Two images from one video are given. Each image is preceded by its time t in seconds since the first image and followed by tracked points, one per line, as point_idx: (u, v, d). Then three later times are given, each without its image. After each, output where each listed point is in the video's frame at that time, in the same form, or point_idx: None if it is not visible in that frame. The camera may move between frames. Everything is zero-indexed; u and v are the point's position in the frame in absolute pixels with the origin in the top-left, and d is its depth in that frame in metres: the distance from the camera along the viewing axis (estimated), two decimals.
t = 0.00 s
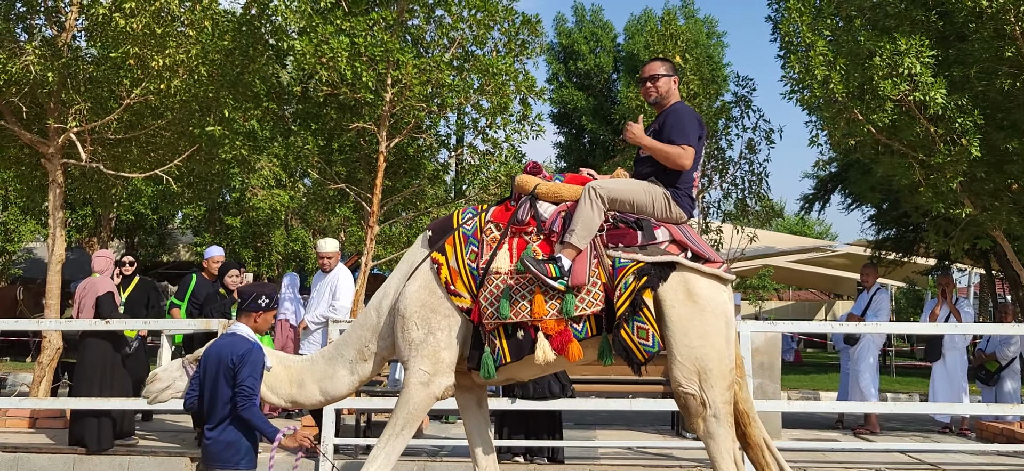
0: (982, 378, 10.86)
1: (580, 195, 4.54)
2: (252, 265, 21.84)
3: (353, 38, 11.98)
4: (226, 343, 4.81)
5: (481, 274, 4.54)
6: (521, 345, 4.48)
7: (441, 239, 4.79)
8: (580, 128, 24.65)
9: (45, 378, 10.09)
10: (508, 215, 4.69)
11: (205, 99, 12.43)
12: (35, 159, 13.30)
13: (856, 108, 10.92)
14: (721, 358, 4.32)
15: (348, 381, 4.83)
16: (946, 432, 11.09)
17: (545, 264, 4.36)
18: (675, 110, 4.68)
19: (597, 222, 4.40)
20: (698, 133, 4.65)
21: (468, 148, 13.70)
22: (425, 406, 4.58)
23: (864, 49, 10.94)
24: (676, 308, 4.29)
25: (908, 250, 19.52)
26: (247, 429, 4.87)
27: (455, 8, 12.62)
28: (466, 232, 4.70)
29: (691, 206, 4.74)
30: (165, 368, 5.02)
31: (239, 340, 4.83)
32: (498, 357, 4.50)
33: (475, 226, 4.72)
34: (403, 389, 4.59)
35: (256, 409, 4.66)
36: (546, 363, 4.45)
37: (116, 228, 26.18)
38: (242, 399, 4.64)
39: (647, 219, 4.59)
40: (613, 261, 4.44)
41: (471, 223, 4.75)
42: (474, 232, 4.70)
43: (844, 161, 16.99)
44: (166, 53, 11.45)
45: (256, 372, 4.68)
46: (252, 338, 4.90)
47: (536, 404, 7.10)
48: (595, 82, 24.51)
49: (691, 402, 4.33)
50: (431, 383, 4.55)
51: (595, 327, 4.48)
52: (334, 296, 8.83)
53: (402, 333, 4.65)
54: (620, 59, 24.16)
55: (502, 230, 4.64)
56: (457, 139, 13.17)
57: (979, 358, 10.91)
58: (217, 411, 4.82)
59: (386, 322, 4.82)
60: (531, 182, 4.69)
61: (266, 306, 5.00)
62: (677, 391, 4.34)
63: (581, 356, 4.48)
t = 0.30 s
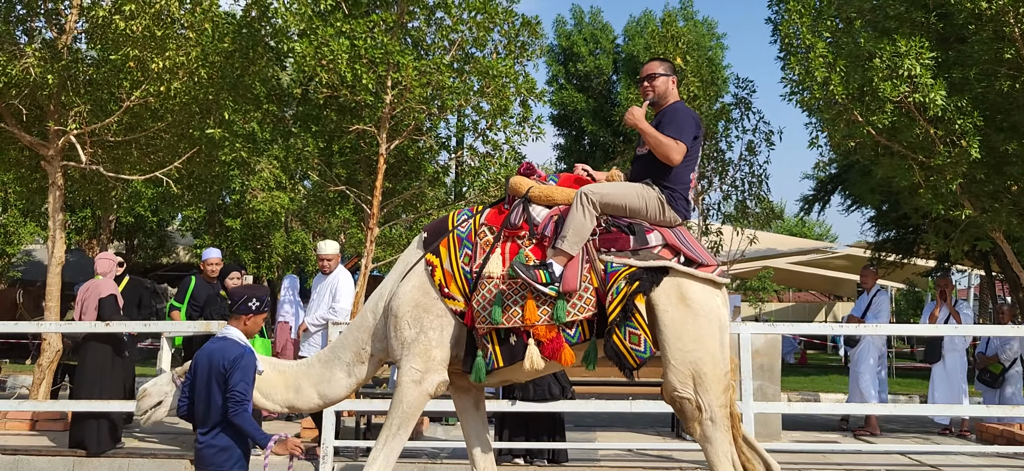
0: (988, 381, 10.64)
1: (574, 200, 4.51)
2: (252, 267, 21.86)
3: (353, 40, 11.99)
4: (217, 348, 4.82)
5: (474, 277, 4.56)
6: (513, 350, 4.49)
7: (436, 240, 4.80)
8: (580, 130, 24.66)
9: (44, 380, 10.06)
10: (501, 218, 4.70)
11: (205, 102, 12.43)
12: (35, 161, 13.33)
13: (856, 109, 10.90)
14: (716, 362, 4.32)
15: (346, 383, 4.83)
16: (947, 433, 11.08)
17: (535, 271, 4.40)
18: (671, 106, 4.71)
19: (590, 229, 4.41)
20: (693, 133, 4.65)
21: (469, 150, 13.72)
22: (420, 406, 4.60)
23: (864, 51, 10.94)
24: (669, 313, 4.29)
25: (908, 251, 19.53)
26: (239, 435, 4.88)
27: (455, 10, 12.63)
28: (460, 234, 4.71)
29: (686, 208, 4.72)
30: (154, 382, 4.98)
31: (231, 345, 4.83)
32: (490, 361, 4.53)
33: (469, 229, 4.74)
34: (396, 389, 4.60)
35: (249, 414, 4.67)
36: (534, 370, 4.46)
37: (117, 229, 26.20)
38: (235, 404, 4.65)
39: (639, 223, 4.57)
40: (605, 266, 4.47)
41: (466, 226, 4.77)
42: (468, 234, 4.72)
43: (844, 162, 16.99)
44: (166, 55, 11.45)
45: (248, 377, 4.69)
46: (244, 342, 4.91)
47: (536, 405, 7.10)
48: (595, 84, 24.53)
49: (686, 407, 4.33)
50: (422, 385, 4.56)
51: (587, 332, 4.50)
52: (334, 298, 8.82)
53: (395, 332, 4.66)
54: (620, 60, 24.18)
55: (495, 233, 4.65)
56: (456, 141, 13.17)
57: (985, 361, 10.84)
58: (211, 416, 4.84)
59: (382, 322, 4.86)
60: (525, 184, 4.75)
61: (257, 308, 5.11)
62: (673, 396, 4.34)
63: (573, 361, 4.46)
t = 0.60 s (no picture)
0: (993, 380, 10.71)
1: (573, 202, 4.54)
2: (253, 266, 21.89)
3: (354, 39, 12.00)
4: (211, 346, 4.90)
5: (474, 277, 4.58)
6: (511, 350, 4.48)
7: (437, 240, 4.82)
8: (580, 129, 24.67)
9: (46, 379, 10.08)
10: (501, 218, 4.72)
11: (206, 101, 12.46)
12: (36, 160, 13.34)
13: (856, 108, 10.91)
14: (714, 364, 4.34)
15: (343, 381, 4.84)
16: (947, 432, 11.08)
17: (533, 272, 4.42)
18: (669, 108, 4.72)
19: (589, 231, 4.43)
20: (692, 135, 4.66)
21: (470, 150, 13.74)
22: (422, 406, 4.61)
23: (865, 51, 10.94)
24: (666, 316, 4.29)
25: (908, 251, 19.54)
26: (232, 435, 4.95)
27: (456, 10, 12.63)
28: (460, 234, 4.73)
29: (686, 210, 4.74)
30: (149, 376, 5.01)
31: (225, 343, 4.92)
32: (488, 362, 4.52)
33: (469, 229, 4.75)
34: (397, 387, 4.61)
35: (240, 411, 4.72)
36: (531, 370, 4.46)
37: (117, 228, 26.21)
38: (226, 401, 4.70)
39: (639, 225, 4.60)
40: (604, 267, 4.48)
41: (466, 225, 4.78)
42: (468, 234, 4.73)
43: (844, 162, 16.99)
44: (167, 54, 11.46)
45: (239, 374, 4.74)
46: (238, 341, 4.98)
47: (537, 405, 7.11)
48: (595, 84, 24.54)
49: (685, 408, 4.35)
50: (422, 383, 4.57)
51: (586, 334, 4.51)
52: (335, 298, 8.81)
53: (396, 332, 4.67)
54: (620, 60, 24.19)
55: (495, 233, 4.66)
56: (457, 140, 13.19)
57: (988, 361, 10.84)
58: (207, 414, 4.92)
59: (381, 321, 4.86)
60: (525, 185, 4.76)
61: (251, 308, 5.14)
62: (671, 397, 4.36)
63: (569, 363, 4.49)
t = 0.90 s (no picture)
0: (995, 378, 10.70)
1: (574, 197, 4.56)
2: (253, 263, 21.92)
3: (354, 37, 11.99)
4: (204, 343, 4.91)
5: (475, 274, 4.58)
6: (514, 346, 4.52)
7: (435, 237, 4.82)
8: (580, 127, 24.67)
9: (47, 376, 10.10)
10: (501, 216, 4.72)
11: (206, 98, 12.50)
12: (37, 157, 13.34)
13: (857, 107, 10.91)
14: (713, 357, 4.38)
15: (341, 378, 4.85)
16: (948, 431, 11.09)
17: (536, 267, 4.41)
18: (669, 105, 4.72)
19: (589, 226, 4.46)
20: (691, 134, 4.66)
21: (470, 148, 13.73)
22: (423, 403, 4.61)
23: (865, 50, 10.95)
24: (667, 309, 4.34)
25: (908, 249, 19.56)
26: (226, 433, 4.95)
27: (456, 8, 12.62)
28: (460, 232, 4.72)
29: (684, 207, 4.78)
30: (148, 371, 5.10)
31: (219, 339, 4.93)
32: (491, 358, 4.56)
33: (468, 226, 4.75)
34: (398, 384, 4.61)
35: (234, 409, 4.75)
36: (535, 366, 4.49)
37: (117, 226, 26.22)
38: (220, 399, 4.73)
39: (639, 221, 4.63)
40: (605, 263, 4.52)
41: (465, 223, 4.78)
42: (468, 232, 4.73)
43: (845, 160, 16.99)
44: (168, 51, 11.47)
45: (232, 372, 4.75)
46: (231, 339, 4.99)
47: (537, 402, 7.13)
48: (595, 82, 24.54)
49: (684, 401, 4.39)
50: (423, 380, 4.56)
51: (587, 329, 4.53)
52: (335, 295, 8.81)
53: (396, 329, 4.66)
54: (620, 58, 24.18)
55: (495, 231, 4.67)
56: (458, 138, 13.20)
57: (990, 359, 10.83)
58: (198, 411, 4.92)
59: (380, 319, 4.87)
60: (524, 182, 4.77)
61: (246, 306, 5.19)
62: (670, 390, 4.40)
63: (572, 358, 4.52)
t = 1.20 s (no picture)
0: (999, 380, 10.59)
1: (576, 196, 4.57)
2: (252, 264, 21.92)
3: (355, 39, 11.99)
4: (191, 347, 4.95)
5: (477, 274, 4.58)
6: (518, 344, 4.52)
7: (435, 238, 4.80)
8: (580, 128, 24.66)
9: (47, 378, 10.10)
10: (502, 216, 4.72)
11: (206, 100, 12.42)
12: (36, 158, 13.33)
13: (857, 109, 10.90)
14: (713, 356, 4.41)
15: (341, 381, 4.84)
16: (949, 433, 11.09)
17: (540, 265, 4.41)
18: (664, 107, 4.71)
19: (591, 224, 4.45)
20: (686, 136, 4.66)
21: (470, 149, 13.72)
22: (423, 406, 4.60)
23: (865, 52, 10.94)
24: (668, 307, 4.37)
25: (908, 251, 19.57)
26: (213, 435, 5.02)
27: (456, 10, 12.62)
28: (460, 232, 4.72)
29: (683, 207, 4.77)
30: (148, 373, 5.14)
31: (206, 342, 4.97)
32: (494, 357, 4.56)
33: (469, 227, 4.74)
34: (399, 386, 4.59)
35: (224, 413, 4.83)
36: (540, 364, 4.51)
37: (117, 227, 26.20)
38: (210, 404, 4.80)
39: (640, 221, 4.64)
40: (608, 262, 4.52)
41: (465, 224, 4.77)
42: (468, 232, 4.72)
43: (845, 161, 16.97)
44: (167, 53, 11.47)
45: (222, 377, 4.81)
46: (218, 341, 5.03)
47: (537, 404, 7.12)
48: (596, 83, 24.53)
49: (684, 400, 4.40)
50: (424, 380, 4.56)
51: (590, 327, 4.53)
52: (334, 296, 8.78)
53: (397, 331, 4.64)
54: (621, 59, 24.19)
55: (497, 231, 4.66)
56: (457, 140, 13.19)
57: (995, 361, 10.79)
58: (187, 414, 4.97)
59: (381, 320, 4.87)
60: (525, 183, 4.76)
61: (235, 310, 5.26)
62: (670, 389, 4.41)
63: (575, 356, 4.53)
